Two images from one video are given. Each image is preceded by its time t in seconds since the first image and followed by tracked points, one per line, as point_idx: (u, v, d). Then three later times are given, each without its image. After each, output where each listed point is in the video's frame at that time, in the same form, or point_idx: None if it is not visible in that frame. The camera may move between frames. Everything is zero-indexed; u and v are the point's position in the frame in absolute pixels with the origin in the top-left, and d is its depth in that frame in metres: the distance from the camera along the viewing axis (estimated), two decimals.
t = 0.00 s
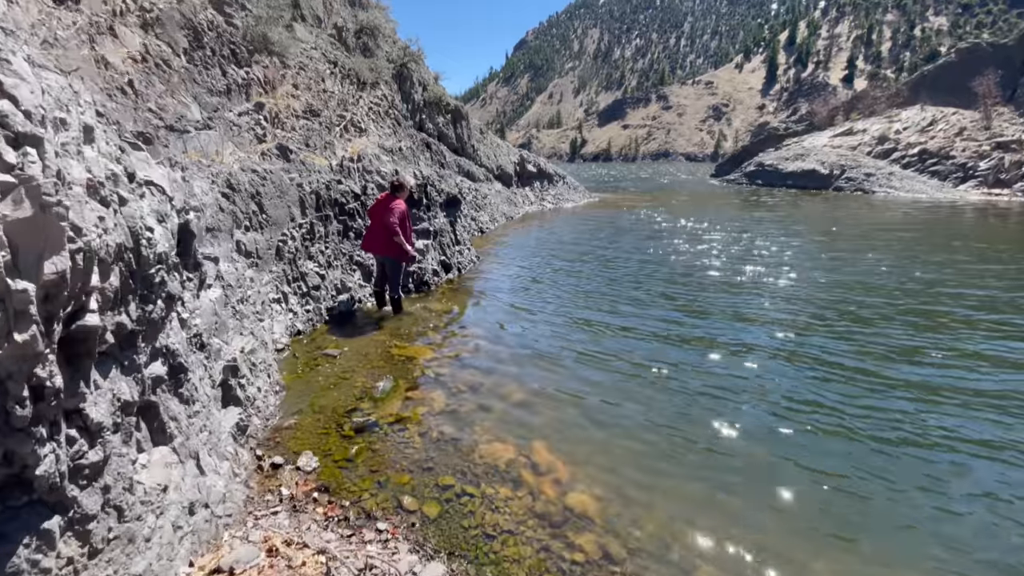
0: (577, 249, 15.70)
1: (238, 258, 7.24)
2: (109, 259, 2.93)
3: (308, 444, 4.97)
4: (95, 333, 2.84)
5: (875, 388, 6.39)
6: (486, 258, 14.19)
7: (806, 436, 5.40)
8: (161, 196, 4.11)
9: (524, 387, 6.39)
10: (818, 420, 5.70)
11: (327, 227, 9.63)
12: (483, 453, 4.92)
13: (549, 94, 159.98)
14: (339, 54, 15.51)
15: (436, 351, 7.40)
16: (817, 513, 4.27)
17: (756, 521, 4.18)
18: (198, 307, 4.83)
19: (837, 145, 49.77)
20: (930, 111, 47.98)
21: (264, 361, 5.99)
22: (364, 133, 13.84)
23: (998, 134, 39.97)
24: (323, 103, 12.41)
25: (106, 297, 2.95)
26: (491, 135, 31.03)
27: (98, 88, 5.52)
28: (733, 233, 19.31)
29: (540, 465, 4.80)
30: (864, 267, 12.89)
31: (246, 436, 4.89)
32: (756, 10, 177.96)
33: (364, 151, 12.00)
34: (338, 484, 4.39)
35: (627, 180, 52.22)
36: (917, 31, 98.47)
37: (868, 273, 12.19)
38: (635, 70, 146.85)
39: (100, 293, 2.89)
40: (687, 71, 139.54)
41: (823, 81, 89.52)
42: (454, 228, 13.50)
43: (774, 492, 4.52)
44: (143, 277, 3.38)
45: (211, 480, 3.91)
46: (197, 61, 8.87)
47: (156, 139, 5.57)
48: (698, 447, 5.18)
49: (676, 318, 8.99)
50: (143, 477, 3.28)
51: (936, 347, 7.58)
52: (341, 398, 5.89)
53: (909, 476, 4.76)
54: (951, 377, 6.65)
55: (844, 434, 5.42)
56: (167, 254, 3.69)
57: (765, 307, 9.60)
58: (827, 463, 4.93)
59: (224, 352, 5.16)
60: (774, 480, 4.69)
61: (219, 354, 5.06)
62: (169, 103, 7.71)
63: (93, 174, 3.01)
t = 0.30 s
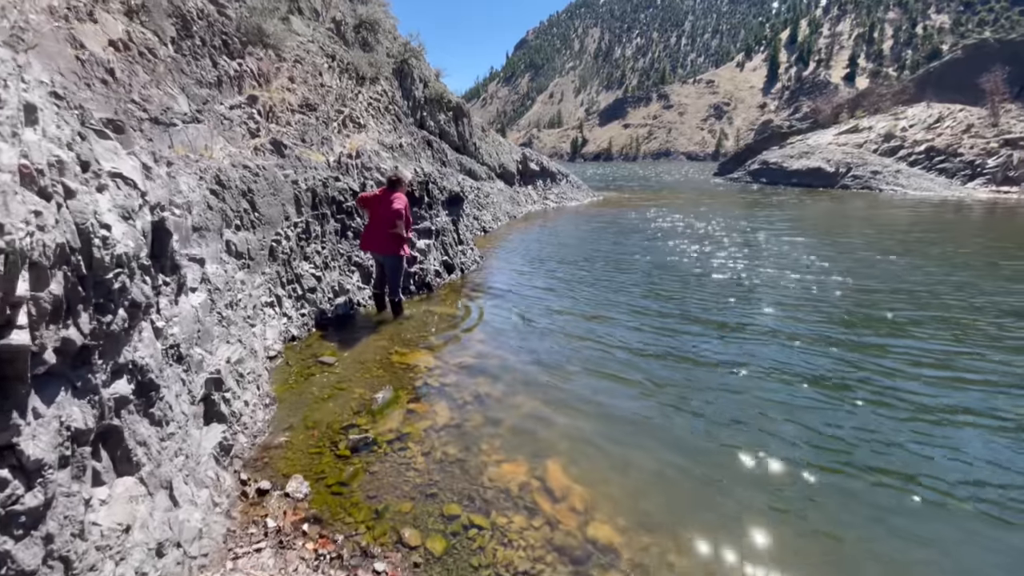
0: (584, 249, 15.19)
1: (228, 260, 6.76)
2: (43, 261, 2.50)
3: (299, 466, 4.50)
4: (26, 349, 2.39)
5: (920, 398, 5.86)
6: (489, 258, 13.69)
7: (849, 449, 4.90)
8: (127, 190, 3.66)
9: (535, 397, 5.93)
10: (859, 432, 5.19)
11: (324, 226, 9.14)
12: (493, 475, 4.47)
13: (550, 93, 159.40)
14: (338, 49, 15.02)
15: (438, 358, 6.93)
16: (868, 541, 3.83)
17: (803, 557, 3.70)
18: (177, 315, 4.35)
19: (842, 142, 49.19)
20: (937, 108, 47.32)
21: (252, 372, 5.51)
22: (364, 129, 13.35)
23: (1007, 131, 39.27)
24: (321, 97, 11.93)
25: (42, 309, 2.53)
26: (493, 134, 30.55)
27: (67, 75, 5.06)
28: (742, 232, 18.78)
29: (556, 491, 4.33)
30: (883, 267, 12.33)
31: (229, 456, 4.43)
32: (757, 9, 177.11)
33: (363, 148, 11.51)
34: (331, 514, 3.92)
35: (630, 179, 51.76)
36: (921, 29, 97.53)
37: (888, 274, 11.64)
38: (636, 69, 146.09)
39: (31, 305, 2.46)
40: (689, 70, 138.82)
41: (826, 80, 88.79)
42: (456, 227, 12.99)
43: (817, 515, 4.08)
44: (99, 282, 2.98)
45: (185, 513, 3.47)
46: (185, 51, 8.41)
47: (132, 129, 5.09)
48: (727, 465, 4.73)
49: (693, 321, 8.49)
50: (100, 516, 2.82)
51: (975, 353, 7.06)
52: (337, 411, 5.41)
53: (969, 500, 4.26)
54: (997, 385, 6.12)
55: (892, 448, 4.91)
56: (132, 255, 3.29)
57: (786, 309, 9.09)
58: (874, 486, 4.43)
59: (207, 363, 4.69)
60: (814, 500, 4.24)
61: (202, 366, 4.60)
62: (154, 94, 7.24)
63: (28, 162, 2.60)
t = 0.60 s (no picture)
0: (587, 250, 14.81)
1: (214, 263, 6.39)
2: None
3: (281, 490, 4.13)
4: None
5: (953, 412, 5.45)
6: (490, 260, 13.30)
7: (875, 470, 4.55)
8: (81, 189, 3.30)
9: (538, 408, 5.57)
10: (886, 450, 4.83)
11: (318, 226, 8.76)
12: (492, 500, 4.13)
13: (551, 93, 158.90)
14: (335, 45, 14.64)
15: (436, 367, 6.56)
16: None
17: None
18: (148, 326, 4.01)
19: (846, 141, 48.68)
20: (943, 106, 46.73)
21: (234, 385, 5.13)
22: (361, 128, 12.98)
23: (1015, 129, 38.61)
24: (316, 95, 11.55)
25: None
26: (494, 133, 30.15)
27: (33, 68, 4.75)
28: (748, 232, 18.36)
29: (561, 519, 3.96)
30: (897, 269, 11.89)
31: (206, 479, 4.09)
32: (759, 8, 176.25)
33: (359, 146, 11.14)
34: (314, 549, 3.57)
35: (632, 178, 51.38)
36: (925, 27, 96.61)
37: (903, 276, 11.20)
38: (637, 69, 145.74)
39: None
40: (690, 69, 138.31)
41: (827, 79, 88.23)
42: (456, 228, 12.60)
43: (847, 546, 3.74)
44: (38, 295, 2.64)
45: (149, 550, 3.13)
46: (172, 45, 8.08)
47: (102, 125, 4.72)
48: (747, 485, 4.38)
49: (704, 325, 8.10)
50: (45, 561, 2.47)
51: (1004, 362, 6.64)
52: (326, 426, 5.05)
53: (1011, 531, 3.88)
54: None
55: (923, 469, 4.55)
56: (82, 262, 2.95)
57: (799, 313, 8.70)
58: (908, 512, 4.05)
59: (182, 378, 4.32)
60: (843, 527, 3.90)
61: (177, 380, 4.25)
62: (137, 89, 6.92)
63: None
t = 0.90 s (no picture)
0: (587, 253, 14.44)
1: (193, 268, 6.02)
2: None
3: (254, 519, 3.76)
4: None
5: (982, 430, 5.06)
6: (488, 263, 12.92)
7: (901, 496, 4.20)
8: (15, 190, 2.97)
9: (536, 425, 5.20)
10: (911, 474, 4.47)
11: (309, 228, 8.39)
12: (486, 531, 3.76)
13: (551, 93, 158.74)
14: (329, 42, 14.31)
15: (428, 377, 6.19)
16: None
17: None
18: (106, 340, 3.65)
19: (849, 141, 48.30)
20: (946, 106, 46.29)
21: (208, 400, 4.77)
22: (354, 126, 12.64)
23: (1015, 129, 37.90)
24: (309, 92, 11.22)
25: None
26: (494, 133, 29.82)
27: None
28: (752, 234, 17.96)
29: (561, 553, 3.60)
30: (908, 272, 11.47)
31: (170, 508, 3.73)
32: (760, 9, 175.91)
33: (353, 145, 10.78)
34: None
35: (633, 179, 51.08)
36: (927, 26, 95.96)
37: (913, 280, 10.78)
38: (637, 70, 145.44)
39: None
40: (691, 69, 137.92)
41: (828, 79, 87.76)
42: (453, 229, 12.22)
43: None
44: None
45: None
46: (152, 38, 7.86)
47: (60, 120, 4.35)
48: (764, 512, 4.02)
49: (711, 332, 7.73)
50: None
51: None
52: (307, 444, 4.69)
53: None
54: None
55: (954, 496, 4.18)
56: (5, 274, 2.59)
57: (810, 319, 8.32)
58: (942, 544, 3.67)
59: (145, 394, 3.96)
60: (873, 562, 3.53)
61: (140, 399, 3.88)
62: (112, 83, 6.68)
63: None
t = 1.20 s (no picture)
0: (586, 254, 14.20)
1: (174, 271, 5.75)
2: None
3: (227, 545, 3.50)
4: None
5: (997, 443, 4.82)
6: (485, 265, 12.65)
7: (922, 517, 3.92)
8: None
9: (532, 438, 4.94)
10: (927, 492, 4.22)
11: (299, 229, 8.13)
12: (476, 557, 3.50)
13: (551, 94, 158.47)
14: (323, 39, 14.08)
15: (419, 386, 5.92)
16: None
17: None
18: (66, 352, 3.43)
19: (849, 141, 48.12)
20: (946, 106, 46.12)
21: (183, 412, 4.52)
22: (348, 125, 12.41)
23: (1017, 129, 37.79)
24: (300, 90, 10.99)
25: None
26: (492, 132, 29.59)
27: None
28: (753, 235, 17.72)
29: None
30: (913, 275, 11.23)
31: (135, 531, 3.48)
32: (759, 9, 175.53)
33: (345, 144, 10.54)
34: None
35: (633, 179, 50.82)
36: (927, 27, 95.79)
37: (919, 283, 10.54)
38: (636, 71, 145.34)
39: None
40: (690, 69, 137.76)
41: (827, 80, 87.65)
42: (448, 230, 11.95)
43: None
44: None
45: None
46: (135, 33, 7.67)
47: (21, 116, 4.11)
48: (774, 534, 3.76)
49: (713, 337, 7.49)
50: None
51: None
52: (288, 459, 4.43)
53: None
54: None
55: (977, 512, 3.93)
56: None
57: (814, 323, 8.09)
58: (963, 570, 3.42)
59: (110, 408, 3.72)
60: None
61: (104, 414, 3.64)
62: (90, 79, 6.43)
63: None
